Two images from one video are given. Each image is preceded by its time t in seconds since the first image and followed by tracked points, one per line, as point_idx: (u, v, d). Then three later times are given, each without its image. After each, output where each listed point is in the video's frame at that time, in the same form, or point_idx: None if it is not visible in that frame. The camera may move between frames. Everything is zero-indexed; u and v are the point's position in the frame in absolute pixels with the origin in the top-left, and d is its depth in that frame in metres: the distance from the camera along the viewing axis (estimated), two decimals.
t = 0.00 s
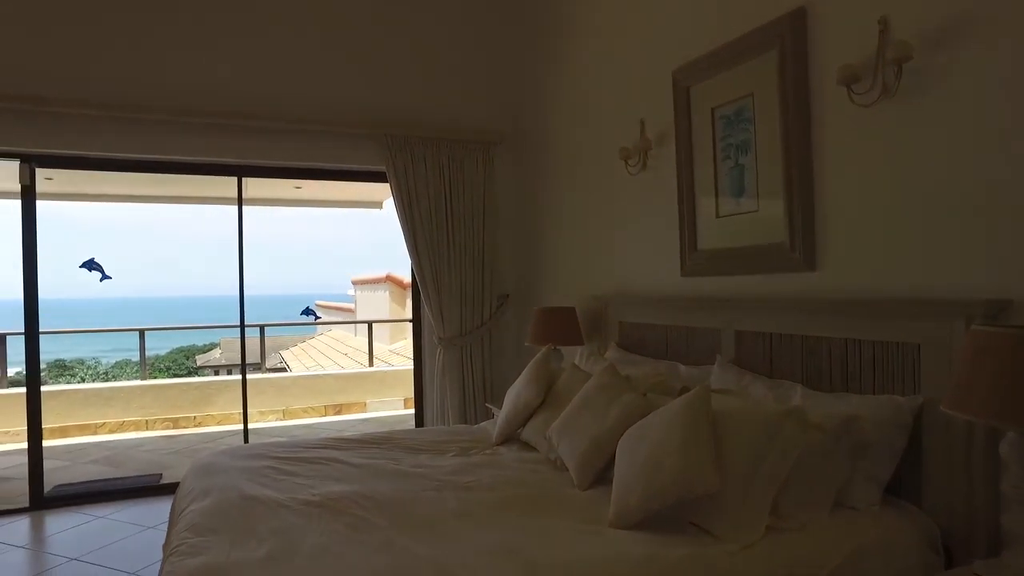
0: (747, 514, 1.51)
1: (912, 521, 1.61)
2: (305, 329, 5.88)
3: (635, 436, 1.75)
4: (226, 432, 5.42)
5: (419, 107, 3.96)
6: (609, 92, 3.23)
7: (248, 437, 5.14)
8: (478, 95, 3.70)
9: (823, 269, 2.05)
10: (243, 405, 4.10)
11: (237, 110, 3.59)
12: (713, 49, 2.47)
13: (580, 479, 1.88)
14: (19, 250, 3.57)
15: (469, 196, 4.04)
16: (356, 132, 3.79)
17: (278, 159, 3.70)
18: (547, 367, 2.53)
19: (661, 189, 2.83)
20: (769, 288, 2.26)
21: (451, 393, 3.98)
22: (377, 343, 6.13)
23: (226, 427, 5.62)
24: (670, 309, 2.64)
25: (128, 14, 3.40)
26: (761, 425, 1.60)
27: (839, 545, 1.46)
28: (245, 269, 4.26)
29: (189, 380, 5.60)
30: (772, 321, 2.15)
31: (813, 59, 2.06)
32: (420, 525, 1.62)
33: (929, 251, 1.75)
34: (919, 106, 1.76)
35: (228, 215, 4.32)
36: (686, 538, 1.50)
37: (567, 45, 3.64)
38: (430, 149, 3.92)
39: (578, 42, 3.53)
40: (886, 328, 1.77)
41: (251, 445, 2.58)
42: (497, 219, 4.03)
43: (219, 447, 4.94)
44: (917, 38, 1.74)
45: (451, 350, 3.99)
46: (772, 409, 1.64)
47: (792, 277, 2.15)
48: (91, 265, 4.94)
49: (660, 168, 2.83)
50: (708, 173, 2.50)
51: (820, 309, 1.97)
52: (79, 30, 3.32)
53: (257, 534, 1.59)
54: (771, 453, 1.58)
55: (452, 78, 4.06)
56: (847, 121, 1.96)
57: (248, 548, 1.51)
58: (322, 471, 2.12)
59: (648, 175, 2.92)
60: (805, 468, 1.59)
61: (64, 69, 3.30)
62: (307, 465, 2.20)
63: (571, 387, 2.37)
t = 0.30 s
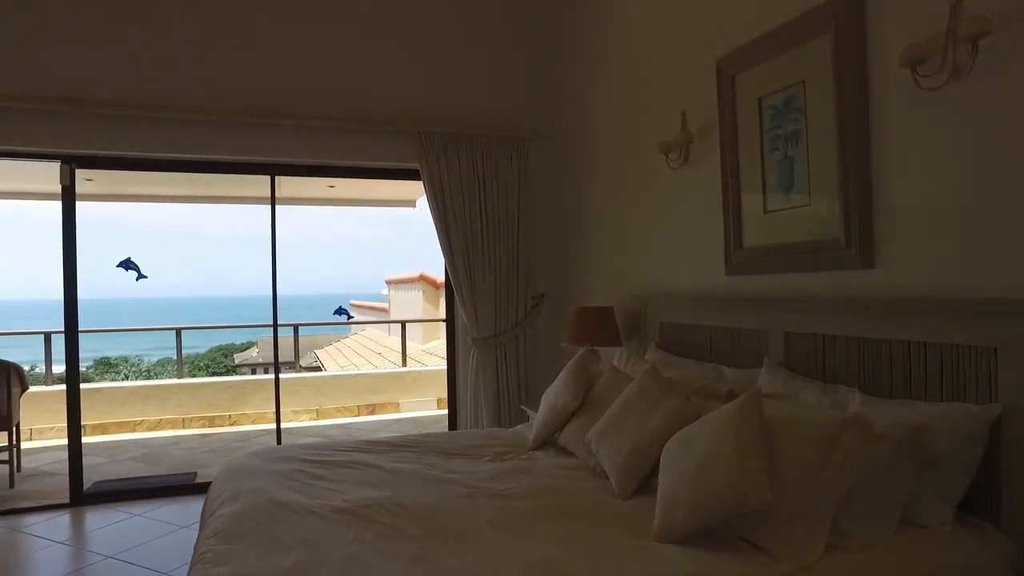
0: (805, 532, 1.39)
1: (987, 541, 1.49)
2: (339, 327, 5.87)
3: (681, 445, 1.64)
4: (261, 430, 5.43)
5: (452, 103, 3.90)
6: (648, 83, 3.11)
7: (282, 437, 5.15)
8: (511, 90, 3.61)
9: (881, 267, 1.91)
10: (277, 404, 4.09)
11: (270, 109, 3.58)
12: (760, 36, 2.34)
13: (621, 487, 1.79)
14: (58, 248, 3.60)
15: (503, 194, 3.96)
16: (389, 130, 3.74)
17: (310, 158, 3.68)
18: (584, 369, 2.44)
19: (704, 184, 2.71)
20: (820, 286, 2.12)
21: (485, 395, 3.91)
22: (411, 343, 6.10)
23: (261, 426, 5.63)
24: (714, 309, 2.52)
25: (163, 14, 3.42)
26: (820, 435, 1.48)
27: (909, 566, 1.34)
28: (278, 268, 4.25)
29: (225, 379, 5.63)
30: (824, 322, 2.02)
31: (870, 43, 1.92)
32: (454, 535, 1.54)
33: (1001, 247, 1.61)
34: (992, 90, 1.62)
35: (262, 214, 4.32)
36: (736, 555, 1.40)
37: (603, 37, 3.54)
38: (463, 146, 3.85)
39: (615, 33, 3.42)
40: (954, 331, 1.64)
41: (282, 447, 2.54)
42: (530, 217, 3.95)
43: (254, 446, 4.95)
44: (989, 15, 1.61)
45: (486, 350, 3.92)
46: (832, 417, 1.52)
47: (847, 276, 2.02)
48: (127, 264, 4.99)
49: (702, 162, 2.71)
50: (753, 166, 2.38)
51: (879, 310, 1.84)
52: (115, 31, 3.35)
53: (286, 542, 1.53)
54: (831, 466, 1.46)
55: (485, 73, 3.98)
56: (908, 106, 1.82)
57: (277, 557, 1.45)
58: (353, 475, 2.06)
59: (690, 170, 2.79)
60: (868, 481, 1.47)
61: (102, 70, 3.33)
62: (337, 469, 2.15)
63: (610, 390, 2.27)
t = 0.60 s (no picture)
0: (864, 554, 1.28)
1: None
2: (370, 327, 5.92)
3: (724, 456, 1.54)
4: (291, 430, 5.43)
5: (482, 100, 3.83)
6: (684, 76, 3.00)
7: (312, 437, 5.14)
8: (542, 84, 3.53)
9: (941, 266, 1.79)
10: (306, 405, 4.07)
11: (299, 107, 3.55)
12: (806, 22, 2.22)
13: (660, 498, 1.69)
14: (91, 247, 3.60)
15: (534, 191, 3.87)
16: (418, 127, 3.69)
17: (339, 157, 3.64)
18: (619, 373, 2.35)
19: (744, 180, 2.59)
20: (872, 286, 2.00)
21: (517, 398, 3.83)
22: (441, 343, 6.03)
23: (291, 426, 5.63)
24: (756, 311, 2.41)
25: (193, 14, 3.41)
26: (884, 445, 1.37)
27: None
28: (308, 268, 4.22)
29: (256, 379, 5.65)
30: (877, 324, 1.90)
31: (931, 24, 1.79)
32: (485, 548, 1.47)
33: None
34: None
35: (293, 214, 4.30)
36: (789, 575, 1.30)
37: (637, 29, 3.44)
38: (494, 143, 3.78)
39: (649, 25, 3.32)
40: None
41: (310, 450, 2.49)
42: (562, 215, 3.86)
43: (284, 446, 4.94)
44: None
45: (517, 351, 3.84)
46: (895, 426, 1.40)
47: (902, 275, 1.89)
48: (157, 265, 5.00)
49: (743, 155, 2.60)
50: (798, 160, 2.26)
51: (939, 311, 1.72)
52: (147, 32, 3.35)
53: (311, 552, 1.47)
54: (893, 480, 1.34)
55: (515, 69, 3.90)
56: (973, 92, 1.69)
57: (301, 568, 1.39)
58: (380, 482, 2.00)
59: (729, 164, 2.68)
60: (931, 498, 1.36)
61: (134, 71, 3.34)
62: (365, 474, 2.09)
63: (646, 395, 2.18)
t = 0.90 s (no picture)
0: None
1: None
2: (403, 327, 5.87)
3: (770, 465, 1.45)
4: (320, 430, 5.42)
5: (512, 97, 3.76)
6: (721, 68, 2.90)
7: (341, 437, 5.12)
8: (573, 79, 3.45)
9: (1006, 262, 1.66)
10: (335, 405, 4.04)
11: (328, 106, 3.52)
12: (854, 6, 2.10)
13: (700, 510, 1.60)
14: (123, 247, 3.61)
15: (566, 189, 3.79)
16: (448, 124, 3.64)
17: (368, 155, 3.60)
18: (655, 375, 2.25)
19: (785, 174, 2.48)
20: (927, 284, 1.88)
21: (548, 400, 3.76)
22: (469, 343, 6.07)
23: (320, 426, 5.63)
24: (798, 311, 2.30)
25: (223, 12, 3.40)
26: (950, 457, 1.26)
27: None
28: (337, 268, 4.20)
29: (286, 378, 5.66)
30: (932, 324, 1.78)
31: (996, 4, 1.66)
32: (516, 561, 1.39)
33: None
34: None
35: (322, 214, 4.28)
36: None
37: (673, 21, 3.33)
38: (524, 140, 3.71)
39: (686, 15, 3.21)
40: None
41: (337, 452, 2.45)
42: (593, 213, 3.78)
43: (314, 446, 4.94)
44: None
45: (547, 352, 3.77)
46: (960, 435, 1.29)
47: (962, 273, 1.77)
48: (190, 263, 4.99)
49: (784, 148, 2.49)
50: (846, 151, 2.14)
51: (1005, 311, 1.60)
52: (176, 32, 3.35)
53: (334, 561, 1.42)
54: (959, 496, 1.24)
55: (546, 63, 3.82)
56: None
57: None
58: (407, 486, 1.95)
59: (770, 158, 2.57)
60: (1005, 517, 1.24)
61: (165, 71, 3.34)
62: (392, 478, 2.04)
63: (683, 398, 2.08)
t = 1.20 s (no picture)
0: None
1: None
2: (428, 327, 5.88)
3: (807, 471, 1.36)
4: (344, 429, 5.41)
5: (535, 91, 3.69)
6: (752, 57, 2.80)
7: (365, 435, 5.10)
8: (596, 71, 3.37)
9: None
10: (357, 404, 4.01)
11: (350, 102, 3.49)
12: None
13: (732, 518, 1.52)
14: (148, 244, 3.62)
15: (591, 185, 3.71)
16: (470, 120, 3.58)
17: (390, 152, 3.56)
18: (684, 375, 2.17)
19: (820, 166, 2.38)
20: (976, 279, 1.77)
21: (573, 401, 3.68)
22: (494, 342, 5.99)
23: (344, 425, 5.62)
24: (834, 310, 2.20)
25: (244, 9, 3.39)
26: (1012, 463, 1.16)
27: None
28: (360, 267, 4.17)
29: (311, 377, 5.66)
30: (979, 323, 1.68)
31: None
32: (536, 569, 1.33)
33: None
34: None
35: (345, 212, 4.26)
36: None
37: (701, 11, 3.24)
38: (549, 136, 3.64)
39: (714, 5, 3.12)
40: None
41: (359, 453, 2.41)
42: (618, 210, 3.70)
43: (338, 444, 4.93)
44: None
45: (572, 351, 3.69)
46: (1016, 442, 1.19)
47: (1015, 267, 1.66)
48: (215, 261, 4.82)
49: (819, 140, 2.38)
50: (886, 141, 2.03)
51: None
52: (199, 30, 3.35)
53: (348, 567, 1.37)
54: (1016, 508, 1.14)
55: (570, 57, 3.75)
56: None
57: None
58: (427, 489, 1.90)
59: (804, 150, 2.47)
60: None
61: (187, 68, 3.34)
62: (412, 480, 1.99)
63: (713, 400, 2.00)
